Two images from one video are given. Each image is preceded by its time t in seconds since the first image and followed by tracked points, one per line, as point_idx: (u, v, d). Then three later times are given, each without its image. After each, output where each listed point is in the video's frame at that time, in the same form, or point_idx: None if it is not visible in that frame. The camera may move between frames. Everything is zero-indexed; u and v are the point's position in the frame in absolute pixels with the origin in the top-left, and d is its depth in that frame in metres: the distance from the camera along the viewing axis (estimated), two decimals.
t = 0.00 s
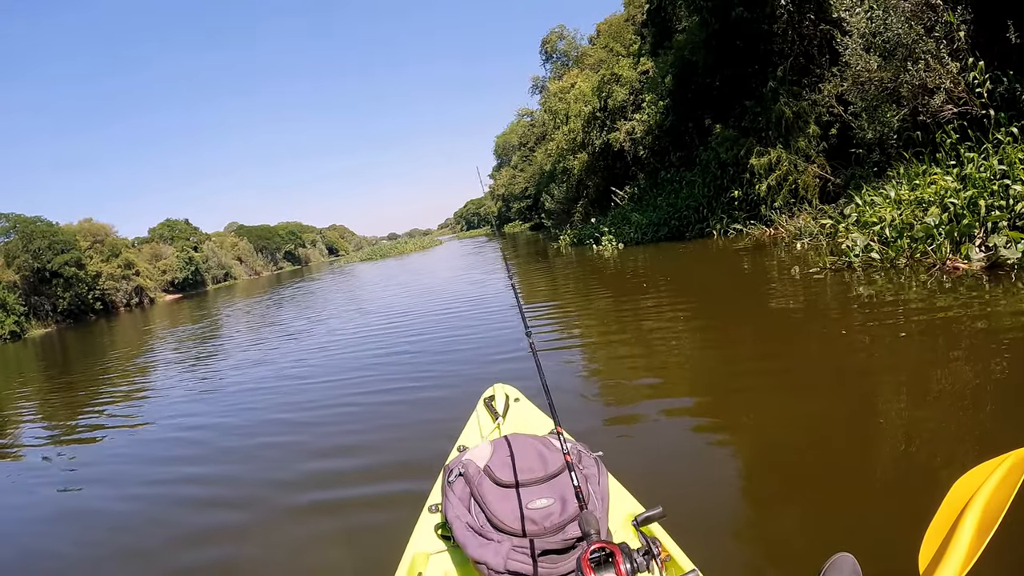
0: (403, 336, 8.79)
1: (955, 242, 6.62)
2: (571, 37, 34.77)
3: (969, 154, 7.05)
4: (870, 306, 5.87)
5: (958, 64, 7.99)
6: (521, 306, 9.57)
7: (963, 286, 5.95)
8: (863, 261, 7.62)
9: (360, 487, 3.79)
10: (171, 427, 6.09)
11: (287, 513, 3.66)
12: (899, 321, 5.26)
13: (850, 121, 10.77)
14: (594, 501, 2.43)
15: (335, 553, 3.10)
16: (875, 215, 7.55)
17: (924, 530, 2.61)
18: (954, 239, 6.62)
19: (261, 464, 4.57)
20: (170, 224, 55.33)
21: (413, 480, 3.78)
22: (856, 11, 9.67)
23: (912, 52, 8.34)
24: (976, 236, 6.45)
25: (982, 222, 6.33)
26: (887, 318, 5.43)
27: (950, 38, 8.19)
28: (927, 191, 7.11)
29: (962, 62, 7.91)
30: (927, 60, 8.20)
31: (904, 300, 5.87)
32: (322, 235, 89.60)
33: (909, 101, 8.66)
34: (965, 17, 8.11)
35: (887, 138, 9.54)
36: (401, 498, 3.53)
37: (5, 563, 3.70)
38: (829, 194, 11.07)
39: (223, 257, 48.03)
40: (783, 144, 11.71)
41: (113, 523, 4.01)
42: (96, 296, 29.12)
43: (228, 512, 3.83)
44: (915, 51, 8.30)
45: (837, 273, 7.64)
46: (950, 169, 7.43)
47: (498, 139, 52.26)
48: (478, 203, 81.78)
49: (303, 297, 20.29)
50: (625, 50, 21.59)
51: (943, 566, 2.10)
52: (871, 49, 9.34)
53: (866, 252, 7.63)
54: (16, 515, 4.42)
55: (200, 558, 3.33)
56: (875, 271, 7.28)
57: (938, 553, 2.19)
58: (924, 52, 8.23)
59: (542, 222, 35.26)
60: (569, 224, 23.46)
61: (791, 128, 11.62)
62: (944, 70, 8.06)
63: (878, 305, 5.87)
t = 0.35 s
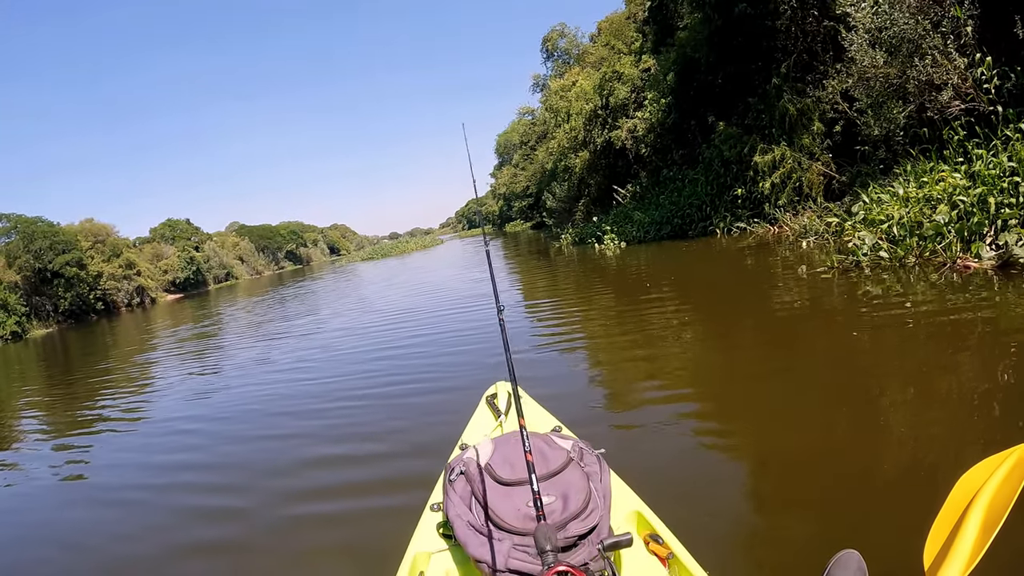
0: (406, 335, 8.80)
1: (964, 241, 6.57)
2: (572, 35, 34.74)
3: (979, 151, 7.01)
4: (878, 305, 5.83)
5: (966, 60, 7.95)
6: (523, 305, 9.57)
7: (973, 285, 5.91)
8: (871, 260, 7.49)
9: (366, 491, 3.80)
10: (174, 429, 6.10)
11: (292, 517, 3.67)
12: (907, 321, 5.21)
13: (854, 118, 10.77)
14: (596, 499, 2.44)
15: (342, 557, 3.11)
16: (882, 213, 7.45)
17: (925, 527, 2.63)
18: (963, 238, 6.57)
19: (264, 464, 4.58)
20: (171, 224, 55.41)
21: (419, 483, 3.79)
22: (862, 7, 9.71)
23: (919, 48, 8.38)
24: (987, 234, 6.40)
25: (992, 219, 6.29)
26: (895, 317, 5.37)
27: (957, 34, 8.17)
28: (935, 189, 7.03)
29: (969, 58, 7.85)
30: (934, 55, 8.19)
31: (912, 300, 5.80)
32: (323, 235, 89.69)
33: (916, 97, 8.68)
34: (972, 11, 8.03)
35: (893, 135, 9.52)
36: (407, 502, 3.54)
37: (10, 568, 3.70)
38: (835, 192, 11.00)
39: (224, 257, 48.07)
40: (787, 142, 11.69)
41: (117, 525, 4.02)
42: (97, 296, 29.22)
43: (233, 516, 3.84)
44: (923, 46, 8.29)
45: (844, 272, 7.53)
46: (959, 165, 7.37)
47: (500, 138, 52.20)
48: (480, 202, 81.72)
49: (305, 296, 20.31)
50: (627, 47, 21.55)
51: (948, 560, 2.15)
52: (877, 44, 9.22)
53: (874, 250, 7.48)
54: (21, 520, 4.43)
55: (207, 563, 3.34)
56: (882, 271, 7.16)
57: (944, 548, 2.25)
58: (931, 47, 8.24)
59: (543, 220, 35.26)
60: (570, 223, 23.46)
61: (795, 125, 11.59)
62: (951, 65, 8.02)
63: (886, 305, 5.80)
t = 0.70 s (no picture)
0: (409, 333, 8.81)
1: (973, 241, 6.49)
2: (574, 33, 34.69)
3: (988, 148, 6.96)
4: (885, 305, 5.80)
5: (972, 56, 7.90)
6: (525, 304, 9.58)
7: (984, 284, 5.87)
8: (880, 259, 7.43)
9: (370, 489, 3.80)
10: (179, 427, 6.12)
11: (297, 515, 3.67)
12: (915, 320, 5.19)
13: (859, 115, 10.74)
14: (599, 497, 2.43)
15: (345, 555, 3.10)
16: (890, 211, 7.37)
17: (925, 526, 2.66)
18: (973, 237, 6.49)
19: (268, 463, 4.59)
20: (172, 223, 55.49)
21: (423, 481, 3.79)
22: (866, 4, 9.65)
23: (924, 44, 8.25)
24: (996, 234, 6.31)
25: (1002, 218, 6.17)
26: (903, 317, 5.34)
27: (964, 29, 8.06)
28: (943, 187, 6.95)
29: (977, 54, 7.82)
30: (941, 51, 8.06)
31: (921, 300, 5.76)
32: (324, 233, 89.86)
33: (922, 94, 8.65)
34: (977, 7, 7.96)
35: (900, 132, 9.49)
36: (411, 500, 3.54)
37: (16, 567, 3.71)
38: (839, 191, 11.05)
39: (226, 256, 48.14)
40: (791, 139, 11.68)
41: (122, 524, 4.04)
42: (99, 296, 29.30)
43: (238, 513, 3.85)
44: (929, 42, 8.19)
45: (851, 271, 7.50)
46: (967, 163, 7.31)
47: (501, 137, 52.14)
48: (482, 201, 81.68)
49: (307, 295, 20.34)
50: (629, 45, 21.51)
51: (950, 558, 2.17)
52: (883, 40, 9.14)
53: (883, 249, 7.42)
54: (27, 518, 4.45)
55: (212, 561, 3.35)
56: (890, 271, 7.13)
57: (945, 546, 2.25)
58: (937, 43, 8.12)
59: (545, 219, 35.27)
60: (572, 221, 23.52)
61: (799, 123, 11.58)
62: (958, 61, 7.98)
63: (893, 305, 5.76)
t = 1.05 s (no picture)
0: (412, 332, 8.82)
1: (985, 240, 6.42)
2: (575, 31, 34.62)
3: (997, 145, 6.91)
4: (892, 305, 5.75)
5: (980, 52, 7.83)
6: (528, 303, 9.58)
7: (995, 285, 5.79)
8: (889, 258, 7.26)
9: (371, 488, 3.77)
10: (180, 425, 6.11)
11: (299, 513, 3.65)
12: (925, 322, 5.13)
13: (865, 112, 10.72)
14: (602, 495, 2.43)
15: (345, 555, 3.07)
16: (897, 209, 7.22)
17: (929, 528, 2.64)
18: (983, 237, 6.41)
19: (271, 462, 4.59)
20: (174, 222, 55.55)
21: (425, 479, 3.76)
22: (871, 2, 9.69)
23: (931, 40, 8.24)
24: (1007, 234, 6.22)
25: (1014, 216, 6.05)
26: (915, 318, 5.27)
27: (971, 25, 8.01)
28: (952, 185, 6.90)
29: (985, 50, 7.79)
30: (949, 47, 8.06)
31: (930, 300, 5.71)
32: (325, 232, 89.89)
33: (930, 90, 8.61)
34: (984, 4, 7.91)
35: (907, 129, 9.43)
36: (412, 498, 3.52)
37: (17, 564, 3.70)
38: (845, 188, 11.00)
39: (227, 255, 48.21)
40: (796, 137, 11.68)
41: (125, 523, 4.04)
42: (100, 295, 29.35)
43: (238, 512, 3.84)
44: (937, 39, 8.16)
45: (859, 271, 7.39)
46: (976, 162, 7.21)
47: (502, 135, 52.03)
48: (483, 200, 81.55)
49: (308, 294, 20.37)
50: (631, 43, 21.39)
51: (955, 556, 2.16)
52: (889, 36, 9.10)
53: (891, 248, 7.22)
54: (28, 516, 4.44)
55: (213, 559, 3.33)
56: (898, 271, 7.05)
57: (948, 546, 2.25)
58: (944, 40, 8.12)
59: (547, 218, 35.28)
60: (574, 220, 23.53)
61: (803, 120, 11.54)
62: (966, 57, 7.93)
63: (902, 306, 5.68)
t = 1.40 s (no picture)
0: (415, 330, 8.84)
1: (996, 238, 6.35)
2: (576, 28, 34.54)
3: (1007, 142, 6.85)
4: (902, 305, 5.70)
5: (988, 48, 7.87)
6: (531, 301, 9.59)
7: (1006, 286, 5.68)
8: (899, 257, 7.15)
9: (378, 488, 3.79)
10: (185, 425, 6.14)
11: (305, 513, 3.67)
12: (934, 321, 5.09)
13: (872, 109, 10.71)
14: (609, 492, 2.43)
15: (352, 556, 3.09)
16: (906, 208, 7.11)
17: (934, 528, 2.64)
18: (994, 237, 6.34)
19: (276, 460, 4.61)
20: (175, 221, 55.62)
21: (431, 479, 3.78)
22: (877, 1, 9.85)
23: (940, 36, 8.27)
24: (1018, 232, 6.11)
25: None
26: (924, 317, 5.23)
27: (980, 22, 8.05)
28: (962, 183, 6.84)
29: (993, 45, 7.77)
30: (957, 43, 8.07)
31: (939, 300, 5.66)
32: (326, 231, 90.05)
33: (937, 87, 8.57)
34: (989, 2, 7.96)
35: (915, 127, 9.35)
36: (419, 498, 3.54)
37: (26, 565, 3.73)
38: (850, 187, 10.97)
39: (228, 253, 48.26)
40: (801, 135, 11.64)
41: (131, 522, 4.05)
42: (101, 294, 29.41)
43: (246, 513, 3.87)
44: (945, 35, 8.21)
45: (868, 272, 7.27)
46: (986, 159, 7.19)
47: (504, 133, 51.96)
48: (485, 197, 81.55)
49: (310, 293, 20.39)
50: (633, 40, 21.28)
51: (963, 552, 2.17)
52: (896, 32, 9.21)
53: (901, 247, 7.09)
54: (36, 516, 4.47)
55: (220, 560, 3.35)
56: (910, 270, 6.95)
57: (956, 543, 2.26)
58: (952, 35, 8.14)
59: (548, 216, 35.27)
60: (575, 218, 23.52)
61: (808, 118, 11.52)
62: (974, 53, 7.93)
63: (911, 306, 5.63)
